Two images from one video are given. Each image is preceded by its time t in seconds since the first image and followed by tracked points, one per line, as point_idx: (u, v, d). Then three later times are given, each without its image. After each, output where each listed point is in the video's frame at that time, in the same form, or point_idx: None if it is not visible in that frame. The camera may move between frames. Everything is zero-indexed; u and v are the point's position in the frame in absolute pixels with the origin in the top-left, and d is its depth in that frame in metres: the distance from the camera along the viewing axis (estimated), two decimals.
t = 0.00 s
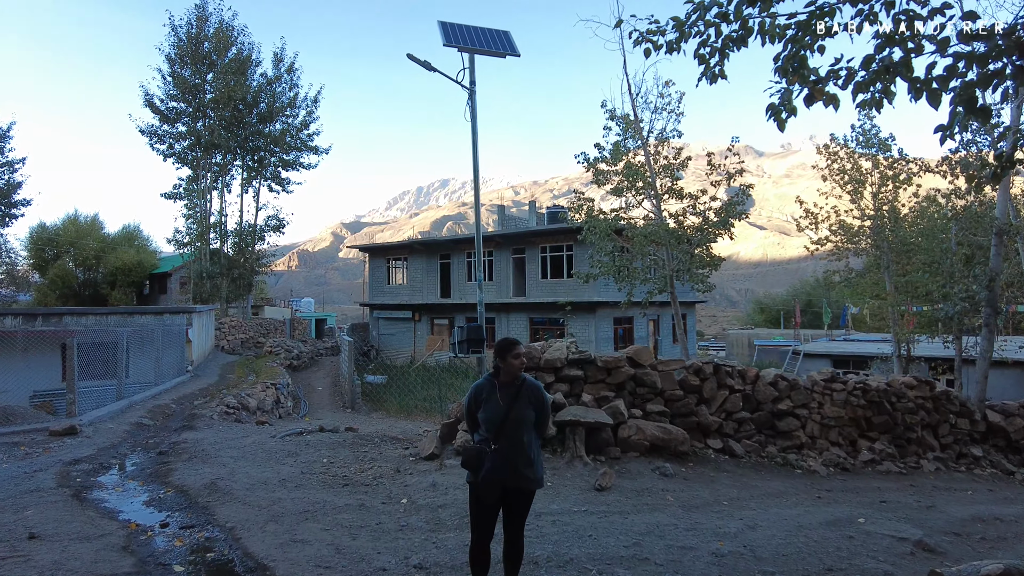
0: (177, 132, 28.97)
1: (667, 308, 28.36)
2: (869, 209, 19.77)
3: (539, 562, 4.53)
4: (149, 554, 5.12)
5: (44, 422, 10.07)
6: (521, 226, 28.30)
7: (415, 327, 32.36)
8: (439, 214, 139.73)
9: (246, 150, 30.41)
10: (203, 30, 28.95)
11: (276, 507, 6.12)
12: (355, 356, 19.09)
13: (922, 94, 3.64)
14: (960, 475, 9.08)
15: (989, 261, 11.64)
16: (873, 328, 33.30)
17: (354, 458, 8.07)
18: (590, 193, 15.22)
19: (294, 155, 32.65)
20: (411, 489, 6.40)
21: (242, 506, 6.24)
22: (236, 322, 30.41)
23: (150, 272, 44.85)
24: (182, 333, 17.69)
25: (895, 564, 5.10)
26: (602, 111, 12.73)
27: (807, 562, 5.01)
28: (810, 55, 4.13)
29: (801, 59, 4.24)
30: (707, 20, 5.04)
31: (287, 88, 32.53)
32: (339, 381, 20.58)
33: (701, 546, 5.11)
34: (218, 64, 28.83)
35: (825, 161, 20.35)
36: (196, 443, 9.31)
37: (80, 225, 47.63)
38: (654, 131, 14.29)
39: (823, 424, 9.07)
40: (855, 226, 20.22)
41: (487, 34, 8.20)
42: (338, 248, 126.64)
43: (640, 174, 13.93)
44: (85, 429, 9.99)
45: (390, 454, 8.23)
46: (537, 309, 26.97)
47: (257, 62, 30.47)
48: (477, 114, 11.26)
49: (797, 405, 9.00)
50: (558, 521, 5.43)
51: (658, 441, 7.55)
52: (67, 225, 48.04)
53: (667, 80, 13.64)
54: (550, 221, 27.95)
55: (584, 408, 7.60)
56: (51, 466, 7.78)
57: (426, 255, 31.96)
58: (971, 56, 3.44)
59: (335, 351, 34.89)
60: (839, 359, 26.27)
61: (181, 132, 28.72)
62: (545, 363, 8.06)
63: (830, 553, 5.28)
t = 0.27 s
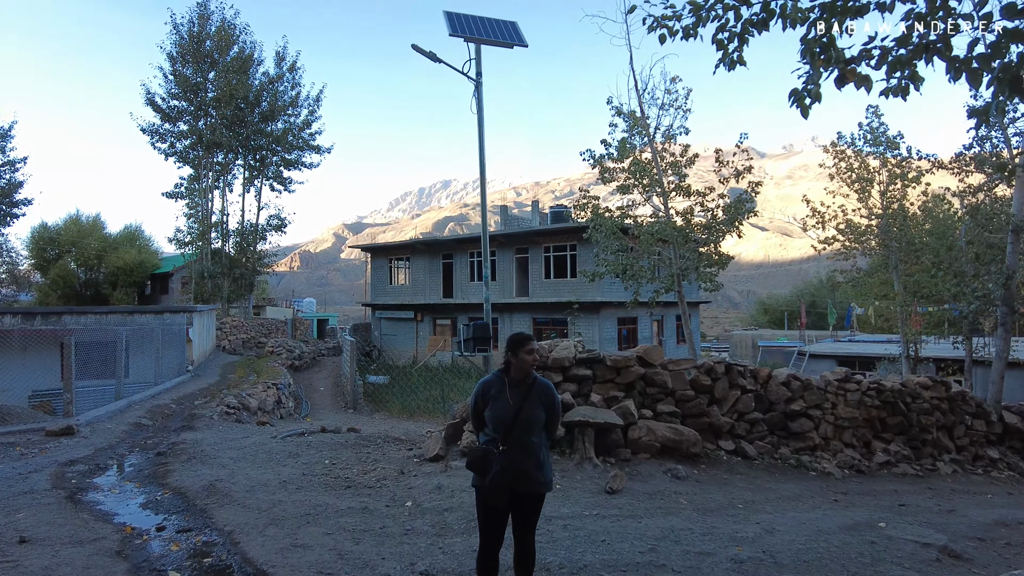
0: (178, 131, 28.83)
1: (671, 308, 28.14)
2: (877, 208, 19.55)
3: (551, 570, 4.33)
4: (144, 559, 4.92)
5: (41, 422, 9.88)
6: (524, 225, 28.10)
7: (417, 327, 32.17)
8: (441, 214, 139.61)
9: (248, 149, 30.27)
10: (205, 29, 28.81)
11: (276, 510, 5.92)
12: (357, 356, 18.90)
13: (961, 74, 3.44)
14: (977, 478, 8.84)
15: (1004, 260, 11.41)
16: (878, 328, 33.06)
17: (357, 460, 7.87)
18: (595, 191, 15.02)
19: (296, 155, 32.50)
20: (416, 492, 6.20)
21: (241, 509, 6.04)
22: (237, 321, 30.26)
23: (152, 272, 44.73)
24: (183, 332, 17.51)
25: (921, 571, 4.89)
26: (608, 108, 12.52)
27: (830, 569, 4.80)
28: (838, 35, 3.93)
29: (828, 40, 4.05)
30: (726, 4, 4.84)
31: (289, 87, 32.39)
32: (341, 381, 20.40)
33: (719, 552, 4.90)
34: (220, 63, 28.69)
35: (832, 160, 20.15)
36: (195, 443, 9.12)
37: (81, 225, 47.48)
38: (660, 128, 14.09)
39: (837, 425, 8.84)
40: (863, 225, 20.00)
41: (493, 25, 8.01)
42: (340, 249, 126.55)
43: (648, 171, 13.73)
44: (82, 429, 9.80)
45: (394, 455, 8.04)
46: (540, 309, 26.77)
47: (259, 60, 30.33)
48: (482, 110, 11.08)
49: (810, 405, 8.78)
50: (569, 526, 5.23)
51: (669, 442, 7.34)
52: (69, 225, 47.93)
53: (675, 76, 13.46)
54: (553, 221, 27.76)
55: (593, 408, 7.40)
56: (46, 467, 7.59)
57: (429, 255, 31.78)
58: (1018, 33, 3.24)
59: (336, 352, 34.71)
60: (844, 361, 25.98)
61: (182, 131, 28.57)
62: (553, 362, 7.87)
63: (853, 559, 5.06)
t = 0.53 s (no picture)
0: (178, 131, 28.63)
1: (674, 310, 27.94)
2: (883, 210, 19.36)
3: None
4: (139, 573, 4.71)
5: (35, 426, 9.67)
6: (527, 227, 27.91)
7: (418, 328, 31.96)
8: (442, 215, 139.47)
9: (249, 150, 30.10)
10: (205, 28, 28.65)
11: (276, 520, 5.71)
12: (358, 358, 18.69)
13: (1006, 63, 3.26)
14: (994, 485, 8.63)
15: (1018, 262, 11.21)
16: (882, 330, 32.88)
17: (359, 466, 7.66)
18: (600, 192, 14.82)
19: (297, 155, 32.32)
20: (421, 501, 5.99)
21: (240, 518, 5.82)
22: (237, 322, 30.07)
23: (153, 272, 44.52)
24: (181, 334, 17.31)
25: None
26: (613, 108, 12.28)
27: None
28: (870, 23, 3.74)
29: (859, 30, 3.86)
30: None
31: (290, 88, 32.22)
32: (342, 384, 20.19)
33: (739, 566, 4.69)
34: (220, 63, 28.52)
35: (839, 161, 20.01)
36: (194, 448, 8.92)
37: (81, 226, 47.26)
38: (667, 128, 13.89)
39: (850, 431, 8.63)
40: (869, 227, 19.82)
41: (500, 20, 7.82)
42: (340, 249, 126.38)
43: (654, 172, 13.54)
44: (78, 434, 9.59)
45: (398, 462, 7.83)
46: (542, 311, 26.57)
47: (260, 61, 30.17)
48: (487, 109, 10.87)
49: (822, 411, 8.58)
50: (581, 539, 5.02)
51: (680, 450, 7.14)
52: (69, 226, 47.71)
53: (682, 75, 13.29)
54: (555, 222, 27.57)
55: (602, 414, 7.20)
56: (40, 473, 7.37)
57: (430, 256, 31.59)
58: None
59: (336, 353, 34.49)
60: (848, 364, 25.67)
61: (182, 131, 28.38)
62: (560, 367, 7.67)
63: (877, 573, 4.87)
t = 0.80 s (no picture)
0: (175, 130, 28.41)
1: (674, 310, 27.77)
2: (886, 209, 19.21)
3: None
4: None
5: (26, 428, 9.47)
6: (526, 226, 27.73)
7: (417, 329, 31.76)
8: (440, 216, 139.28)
9: (246, 149, 29.89)
10: (203, 26, 28.43)
11: (271, 526, 5.52)
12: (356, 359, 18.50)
13: None
14: (1004, 489, 8.47)
15: None
16: (883, 331, 32.75)
17: (357, 470, 7.47)
18: (601, 191, 14.66)
19: (295, 155, 32.12)
20: (420, 507, 5.81)
21: (232, 524, 5.63)
22: (235, 322, 29.87)
23: (150, 272, 44.25)
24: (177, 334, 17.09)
25: None
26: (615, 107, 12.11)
27: None
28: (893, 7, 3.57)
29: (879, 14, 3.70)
30: None
31: (288, 86, 32.01)
32: (340, 384, 19.99)
33: None
34: (218, 61, 28.30)
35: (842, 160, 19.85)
36: (187, 451, 8.72)
37: (79, 225, 46.94)
38: (669, 126, 13.73)
39: (857, 433, 8.46)
40: (872, 226, 19.68)
41: (501, 12, 7.64)
42: (339, 250, 126.19)
43: (656, 170, 13.36)
44: (70, 436, 9.39)
45: (396, 465, 7.63)
46: (542, 311, 26.40)
47: (258, 59, 29.96)
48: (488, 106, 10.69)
49: (829, 412, 8.41)
50: (587, 546, 4.84)
51: (686, 453, 6.97)
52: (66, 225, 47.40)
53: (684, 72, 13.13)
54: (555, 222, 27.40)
55: (605, 416, 7.03)
56: (28, 477, 7.17)
57: (429, 256, 31.39)
58: None
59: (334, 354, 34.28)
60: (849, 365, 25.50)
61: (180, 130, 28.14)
62: (563, 368, 7.50)
63: None
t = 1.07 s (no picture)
0: (172, 129, 28.21)
1: (675, 309, 27.61)
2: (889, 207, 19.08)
3: None
4: None
5: (17, 430, 9.27)
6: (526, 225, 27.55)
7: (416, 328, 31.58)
8: (440, 216, 139.10)
9: (244, 148, 29.70)
10: (200, 24, 28.23)
11: (264, 531, 5.32)
12: (355, 358, 18.32)
13: None
14: (1017, 489, 8.28)
15: None
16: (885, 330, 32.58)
17: (354, 471, 7.27)
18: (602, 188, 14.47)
19: (293, 154, 31.95)
20: (419, 510, 5.62)
21: (225, 529, 5.43)
22: (233, 322, 29.69)
23: (148, 272, 44.02)
24: (173, 334, 16.88)
25: None
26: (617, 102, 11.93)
27: None
28: None
29: None
30: None
31: (285, 85, 31.81)
32: (339, 385, 19.78)
33: None
34: (215, 59, 28.10)
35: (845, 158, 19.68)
36: (181, 453, 8.53)
37: (77, 225, 46.72)
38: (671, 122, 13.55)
39: (866, 433, 8.28)
40: (875, 224, 19.50)
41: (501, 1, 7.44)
42: (338, 250, 126.01)
43: (659, 166, 13.16)
44: (60, 438, 9.17)
45: (395, 466, 7.44)
46: (542, 310, 26.20)
47: (255, 57, 29.76)
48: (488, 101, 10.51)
49: (837, 411, 8.23)
50: (593, 552, 4.66)
51: (692, 454, 6.79)
52: (64, 225, 47.19)
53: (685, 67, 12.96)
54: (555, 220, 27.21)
55: (609, 416, 6.86)
56: (16, 481, 6.96)
57: (428, 256, 31.20)
58: None
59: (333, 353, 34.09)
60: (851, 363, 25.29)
61: (176, 129, 27.90)
62: (565, 367, 7.33)
63: None
